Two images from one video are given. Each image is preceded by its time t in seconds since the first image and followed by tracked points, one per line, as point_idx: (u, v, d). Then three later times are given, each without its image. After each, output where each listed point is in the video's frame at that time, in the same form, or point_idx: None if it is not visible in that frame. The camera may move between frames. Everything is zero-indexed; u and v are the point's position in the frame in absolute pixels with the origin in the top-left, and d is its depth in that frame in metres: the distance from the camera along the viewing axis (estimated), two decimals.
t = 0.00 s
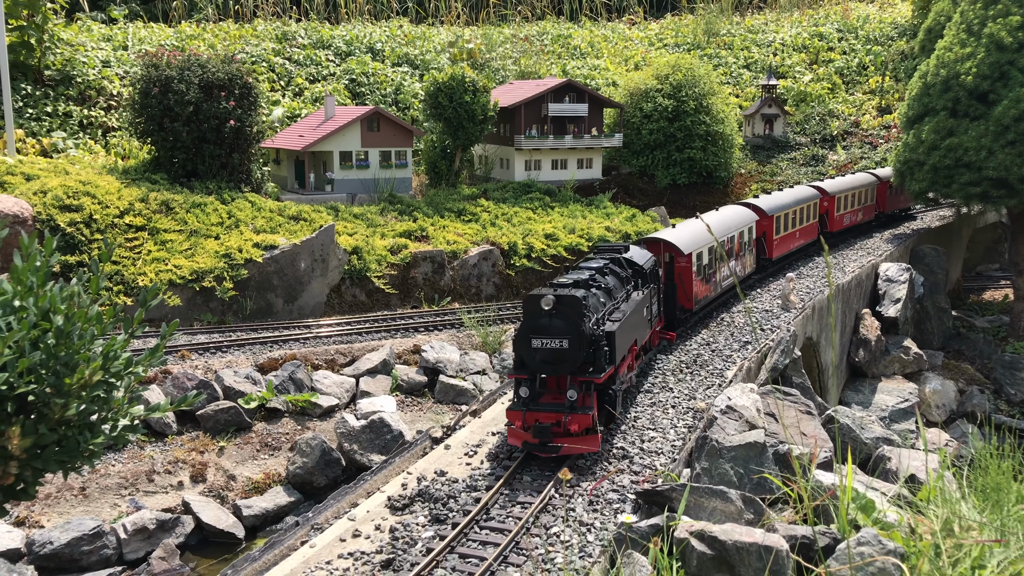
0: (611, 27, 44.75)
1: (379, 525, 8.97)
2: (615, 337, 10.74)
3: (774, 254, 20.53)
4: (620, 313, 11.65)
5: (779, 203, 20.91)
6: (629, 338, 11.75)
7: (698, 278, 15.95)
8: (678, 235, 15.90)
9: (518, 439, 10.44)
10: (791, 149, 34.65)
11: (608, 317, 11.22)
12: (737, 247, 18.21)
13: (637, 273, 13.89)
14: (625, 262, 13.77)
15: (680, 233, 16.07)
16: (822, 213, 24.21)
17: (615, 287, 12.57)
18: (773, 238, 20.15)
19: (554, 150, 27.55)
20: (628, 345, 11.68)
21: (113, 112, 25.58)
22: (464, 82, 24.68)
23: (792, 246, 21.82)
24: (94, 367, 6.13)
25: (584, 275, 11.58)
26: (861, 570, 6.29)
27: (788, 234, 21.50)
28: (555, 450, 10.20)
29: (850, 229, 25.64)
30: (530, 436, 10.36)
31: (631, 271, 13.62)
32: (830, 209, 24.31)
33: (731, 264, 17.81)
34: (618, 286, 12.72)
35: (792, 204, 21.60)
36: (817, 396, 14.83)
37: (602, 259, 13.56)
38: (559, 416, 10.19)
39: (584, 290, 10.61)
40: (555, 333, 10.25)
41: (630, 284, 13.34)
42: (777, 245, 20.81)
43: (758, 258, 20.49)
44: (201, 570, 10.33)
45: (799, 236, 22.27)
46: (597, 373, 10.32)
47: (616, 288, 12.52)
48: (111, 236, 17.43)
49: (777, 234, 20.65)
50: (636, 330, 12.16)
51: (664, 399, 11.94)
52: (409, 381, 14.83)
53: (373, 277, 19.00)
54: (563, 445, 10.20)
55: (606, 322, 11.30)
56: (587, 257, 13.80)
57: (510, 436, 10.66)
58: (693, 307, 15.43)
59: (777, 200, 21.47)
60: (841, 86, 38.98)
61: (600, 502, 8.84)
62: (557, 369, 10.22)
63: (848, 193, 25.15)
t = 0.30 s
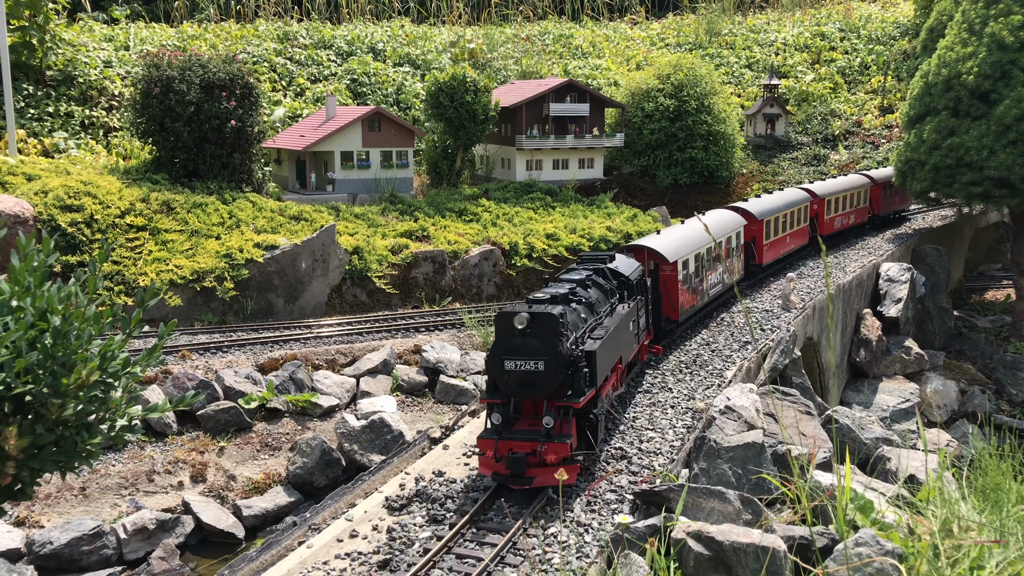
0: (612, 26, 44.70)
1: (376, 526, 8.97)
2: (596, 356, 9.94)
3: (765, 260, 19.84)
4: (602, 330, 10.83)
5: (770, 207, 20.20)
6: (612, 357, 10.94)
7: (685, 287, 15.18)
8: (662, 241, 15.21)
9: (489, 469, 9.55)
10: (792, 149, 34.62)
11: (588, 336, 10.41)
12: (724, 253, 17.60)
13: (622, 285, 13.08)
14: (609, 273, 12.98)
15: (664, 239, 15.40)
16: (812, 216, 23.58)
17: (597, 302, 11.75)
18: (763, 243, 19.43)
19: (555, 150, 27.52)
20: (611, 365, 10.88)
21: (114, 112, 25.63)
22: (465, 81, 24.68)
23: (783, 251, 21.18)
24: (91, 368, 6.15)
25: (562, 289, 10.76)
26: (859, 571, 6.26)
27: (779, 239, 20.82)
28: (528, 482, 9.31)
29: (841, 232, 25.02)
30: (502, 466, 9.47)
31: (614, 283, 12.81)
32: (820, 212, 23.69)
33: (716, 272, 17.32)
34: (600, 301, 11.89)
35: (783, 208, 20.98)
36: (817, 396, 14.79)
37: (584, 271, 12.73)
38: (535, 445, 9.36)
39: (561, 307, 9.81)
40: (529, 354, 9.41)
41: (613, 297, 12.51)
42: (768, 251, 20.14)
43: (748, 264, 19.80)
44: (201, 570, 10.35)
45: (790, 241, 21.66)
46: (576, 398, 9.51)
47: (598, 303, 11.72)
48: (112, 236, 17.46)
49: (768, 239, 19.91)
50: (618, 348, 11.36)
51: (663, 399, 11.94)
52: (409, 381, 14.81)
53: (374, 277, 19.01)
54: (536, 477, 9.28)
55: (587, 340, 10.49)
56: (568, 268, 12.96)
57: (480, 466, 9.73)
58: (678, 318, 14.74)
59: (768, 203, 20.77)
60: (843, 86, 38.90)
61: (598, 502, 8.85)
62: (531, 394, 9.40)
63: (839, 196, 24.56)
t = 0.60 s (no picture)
0: (616, 26, 44.69)
1: (381, 524, 8.99)
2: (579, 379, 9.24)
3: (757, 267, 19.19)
4: (587, 350, 10.12)
5: (762, 211, 19.67)
6: (599, 378, 10.23)
7: (674, 297, 14.47)
8: (648, 248, 14.49)
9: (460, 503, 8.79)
10: (796, 149, 34.61)
11: (571, 357, 9.69)
12: (715, 261, 17.07)
13: (610, 298, 12.35)
14: (598, 285, 12.27)
15: (651, 246, 14.68)
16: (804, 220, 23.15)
17: (582, 318, 11.05)
18: (755, 249, 18.82)
19: (559, 150, 27.54)
20: (598, 386, 10.17)
21: (118, 113, 25.69)
22: (468, 81, 24.71)
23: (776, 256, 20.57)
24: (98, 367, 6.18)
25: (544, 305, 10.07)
26: (864, 570, 6.26)
27: (771, 244, 20.25)
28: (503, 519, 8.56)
29: (835, 236, 24.44)
30: (474, 501, 8.71)
31: (603, 296, 12.08)
32: (812, 215, 23.29)
33: (706, 280, 16.64)
34: (586, 317, 11.17)
35: (775, 212, 20.44)
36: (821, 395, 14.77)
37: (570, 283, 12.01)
38: (511, 478, 8.61)
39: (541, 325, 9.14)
40: (505, 378, 8.72)
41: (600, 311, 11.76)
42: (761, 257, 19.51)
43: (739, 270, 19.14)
44: (205, 570, 10.37)
45: (783, 246, 21.05)
46: (557, 426, 8.81)
47: (584, 318, 11.00)
48: (116, 236, 17.50)
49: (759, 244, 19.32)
50: (606, 368, 10.64)
51: (667, 399, 11.97)
52: (412, 381, 14.82)
53: (378, 277, 19.03)
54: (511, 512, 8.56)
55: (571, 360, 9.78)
56: (553, 280, 12.23)
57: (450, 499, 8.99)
58: (668, 330, 14.10)
59: (759, 207, 20.25)
60: (847, 86, 38.86)
61: (603, 501, 8.88)
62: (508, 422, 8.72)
63: (832, 199, 24.08)
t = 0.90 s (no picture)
0: (618, 26, 44.66)
1: (390, 520, 9.06)
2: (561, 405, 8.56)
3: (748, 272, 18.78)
4: (572, 371, 9.41)
5: (754, 215, 19.24)
6: (584, 401, 9.54)
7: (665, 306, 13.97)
8: (638, 256, 14.05)
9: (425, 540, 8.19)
10: (799, 149, 34.62)
11: (553, 380, 9.00)
12: (707, 267, 16.64)
13: (600, 311, 11.64)
14: (588, 297, 11.57)
15: (641, 254, 14.25)
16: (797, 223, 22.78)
17: (568, 334, 10.33)
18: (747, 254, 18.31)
19: (562, 149, 27.55)
20: (583, 410, 9.49)
21: (122, 111, 25.73)
22: (472, 80, 24.74)
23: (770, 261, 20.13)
24: (108, 362, 6.21)
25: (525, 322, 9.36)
26: (872, 566, 6.28)
27: (764, 248, 19.83)
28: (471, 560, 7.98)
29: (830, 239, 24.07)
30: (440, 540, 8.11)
31: (593, 310, 11.37)
32: (806, 218, 22.98)
33: (698, 287, 16.06)
34: (573, 334, 10.45)
35: (768, 215, 20.05)
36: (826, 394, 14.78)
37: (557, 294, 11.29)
38: (482, 516, 7.99)
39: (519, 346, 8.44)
40: (478, 404, 8.03)
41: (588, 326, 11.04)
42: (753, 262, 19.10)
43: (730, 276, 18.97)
44: (210, 567, 10.39)
45: (776, 250, 20.65)
46: (535, 457, 8.13)
47: (570, 335, 10.30)
48: (120, 234, 17.53)
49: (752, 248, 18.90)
50: (594, 389, 9.95)
51: (674, 396, 12.06)
52: (417, 379, 14.82)
53: (382, 276, 19.06)
54: (478, 553, 7.98)
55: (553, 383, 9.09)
56: (540, 292, 11.52)
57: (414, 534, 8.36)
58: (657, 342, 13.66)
59: (751, 211, 19.81)
60: (850, 86, 38.85)
61: (611, 497, 8.94)
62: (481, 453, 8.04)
63: (826, 201, 23.77)
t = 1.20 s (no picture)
0: (620, 25, 44.62)
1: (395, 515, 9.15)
2: (529, 434, 8.10)
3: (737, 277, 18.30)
4: (546, 394, 8.92)
5: (747, 217, 18.70)
6: (560, 426, 9.10)
7: (656, 316, 13.40)
8: (628, 264, 13.41)
9: None
10: (801, 148, 34.62)
11: (523, 406, 8.58)
12: (698, 273, 16.04)
13: (585, 325, 11.11)
14: (573, 310, 11.09)
15: (630, 261, 13.61)
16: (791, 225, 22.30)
17: (546, 352, 9.83)
18: (736, 258, 18.16)
19: (564, 148, 27.57)
20: (559, 436, 9.05)
21: (125, 110, 25.77)
22: (474, 79, 24.79)
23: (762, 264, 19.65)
24: (112, 358, 6.23)
25: (495, 341, 8.91)
26: (876, 562, 6.25)
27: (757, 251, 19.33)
28: None
29: (822, 242, 23.75)
30: None
31: (577, 324, 10.86)
32: (798, 220, 22.52)
33: (689, 295, 15.43)
34: (552, 351, 9.97)
35: (761, 217, 19.54)
36: (829, 391, 14.81)
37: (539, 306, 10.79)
38: (437, 561, 7.67)
39: (483, 371, 8.00)
40: (436, 436, 7.66)
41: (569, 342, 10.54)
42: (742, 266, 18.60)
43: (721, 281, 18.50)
44: (213, 565, 10.39)
45: (768, 253, 19.89)
46: (498, 495, 7.73)
47: (548, 353, 9.85)
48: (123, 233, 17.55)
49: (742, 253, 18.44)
50: (572, 413, 9.50)
51: (677, 394, 12.20)
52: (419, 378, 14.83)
53: (384, 274, 19.08)
54: None
55: (525, 408, 8.63)
56: (522, 303, 11.04)
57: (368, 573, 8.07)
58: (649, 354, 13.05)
59: (743, 212, 19.29)
60: (852, 85, 38.84)
61: (615, 493, 9.06)
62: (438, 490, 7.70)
63: (819, 203, 23.39)
